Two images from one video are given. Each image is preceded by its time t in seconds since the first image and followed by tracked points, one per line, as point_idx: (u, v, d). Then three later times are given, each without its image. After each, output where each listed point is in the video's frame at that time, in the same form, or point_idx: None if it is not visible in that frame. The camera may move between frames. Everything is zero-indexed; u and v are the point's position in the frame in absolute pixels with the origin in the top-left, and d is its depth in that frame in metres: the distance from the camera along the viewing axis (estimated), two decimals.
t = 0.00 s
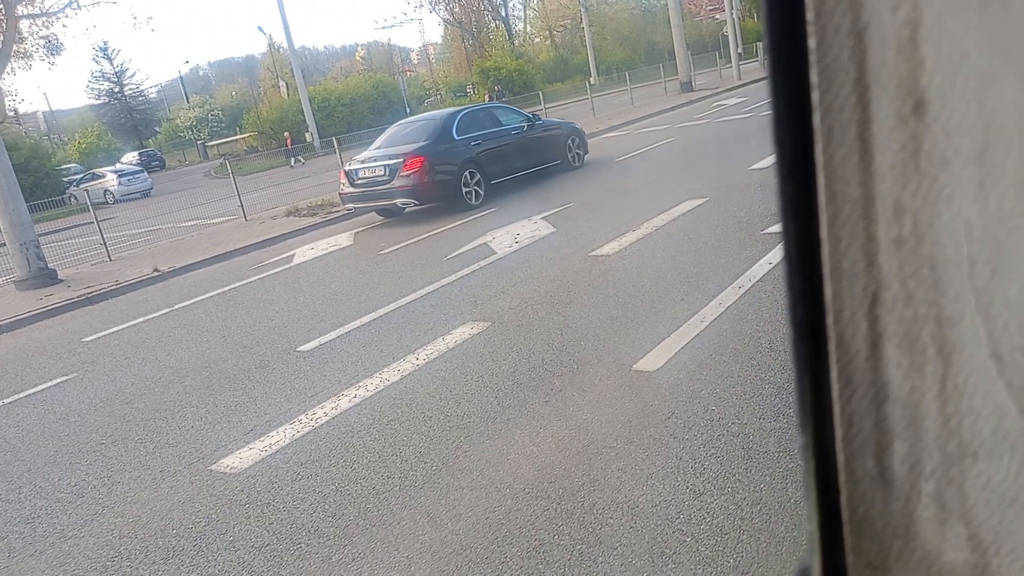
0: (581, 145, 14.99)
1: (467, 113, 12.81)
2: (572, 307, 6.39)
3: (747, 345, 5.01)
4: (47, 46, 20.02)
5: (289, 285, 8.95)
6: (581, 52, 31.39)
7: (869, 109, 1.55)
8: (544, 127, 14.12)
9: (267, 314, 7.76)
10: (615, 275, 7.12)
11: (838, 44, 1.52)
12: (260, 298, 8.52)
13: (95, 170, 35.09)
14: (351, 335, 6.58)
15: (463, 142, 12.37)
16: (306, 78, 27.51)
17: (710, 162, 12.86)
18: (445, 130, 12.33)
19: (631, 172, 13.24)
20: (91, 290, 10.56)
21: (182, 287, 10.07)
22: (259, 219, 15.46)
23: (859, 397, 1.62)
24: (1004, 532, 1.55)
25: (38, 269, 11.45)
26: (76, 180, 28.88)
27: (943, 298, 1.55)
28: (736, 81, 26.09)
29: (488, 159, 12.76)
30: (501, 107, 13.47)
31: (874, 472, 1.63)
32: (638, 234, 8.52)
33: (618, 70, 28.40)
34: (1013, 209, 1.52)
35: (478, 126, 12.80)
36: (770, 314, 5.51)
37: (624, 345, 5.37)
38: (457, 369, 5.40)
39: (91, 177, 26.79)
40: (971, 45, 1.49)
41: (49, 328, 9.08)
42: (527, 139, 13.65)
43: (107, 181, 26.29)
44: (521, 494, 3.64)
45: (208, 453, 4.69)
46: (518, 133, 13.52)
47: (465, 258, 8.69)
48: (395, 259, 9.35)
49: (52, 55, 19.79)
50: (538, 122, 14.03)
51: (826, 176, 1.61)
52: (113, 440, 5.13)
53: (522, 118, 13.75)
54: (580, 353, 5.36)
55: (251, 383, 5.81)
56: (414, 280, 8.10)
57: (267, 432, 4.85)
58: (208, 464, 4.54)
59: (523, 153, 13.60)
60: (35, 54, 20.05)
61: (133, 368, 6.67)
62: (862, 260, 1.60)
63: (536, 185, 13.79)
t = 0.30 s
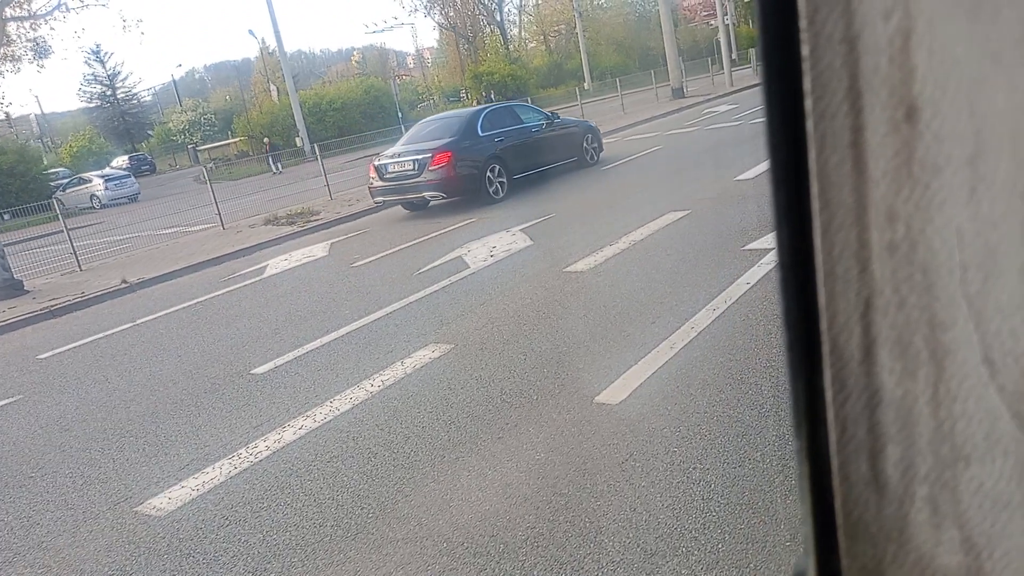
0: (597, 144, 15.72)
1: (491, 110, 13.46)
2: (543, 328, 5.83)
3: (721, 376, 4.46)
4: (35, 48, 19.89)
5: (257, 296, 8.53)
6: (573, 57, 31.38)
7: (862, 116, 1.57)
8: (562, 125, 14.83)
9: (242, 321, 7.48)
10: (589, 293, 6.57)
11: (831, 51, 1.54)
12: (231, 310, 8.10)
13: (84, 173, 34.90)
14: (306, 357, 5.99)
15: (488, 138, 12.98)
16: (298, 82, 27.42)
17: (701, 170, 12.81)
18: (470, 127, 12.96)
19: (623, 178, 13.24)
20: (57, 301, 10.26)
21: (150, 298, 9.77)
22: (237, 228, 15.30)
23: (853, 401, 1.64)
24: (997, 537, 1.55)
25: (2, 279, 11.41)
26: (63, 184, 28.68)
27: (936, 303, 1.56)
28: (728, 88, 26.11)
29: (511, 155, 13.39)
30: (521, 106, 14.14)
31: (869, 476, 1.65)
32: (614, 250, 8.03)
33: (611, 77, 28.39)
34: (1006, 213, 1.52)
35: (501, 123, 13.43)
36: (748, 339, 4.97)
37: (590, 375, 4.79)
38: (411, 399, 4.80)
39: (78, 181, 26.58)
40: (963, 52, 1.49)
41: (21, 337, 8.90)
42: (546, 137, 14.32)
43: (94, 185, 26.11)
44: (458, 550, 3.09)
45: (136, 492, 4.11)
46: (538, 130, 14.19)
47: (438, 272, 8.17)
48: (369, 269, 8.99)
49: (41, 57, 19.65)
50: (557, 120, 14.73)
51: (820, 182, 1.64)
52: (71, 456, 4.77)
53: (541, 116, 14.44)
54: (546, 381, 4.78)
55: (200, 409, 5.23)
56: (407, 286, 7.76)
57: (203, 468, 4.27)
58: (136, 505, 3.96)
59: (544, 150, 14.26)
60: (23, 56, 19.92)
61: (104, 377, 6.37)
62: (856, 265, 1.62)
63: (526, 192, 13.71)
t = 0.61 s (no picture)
0: (614, 138, 16.50)
1: (512, 105, 14.21)
2: (513, 347, 5.63)
3: (692, 404, 4.25)
4: (30, 47, 19.82)
5: (231, 306, 8.45)
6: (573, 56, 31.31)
7: (870, 115, 1.55)
8: (580, 119, 15.60)
9: (211, 331, 7.46)
10: (565, 308, 6.38)
11: (838, 51, 1.53)
12: (201, 320, 8.02)
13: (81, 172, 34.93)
14: (269, 374, 5.83)
15: (509, 133, 13.77)
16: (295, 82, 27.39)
17: (698, 172, 12.76)
18: (492, 121, 13.75)
19: (620, 181, 13.23)
20: (34, 307, 10.23)
21: (128, 305, 9.72)
22: (223, 231, 15.26)
23: (859, 402, 1.63)
24: (1004, 538, 1.55)
25: None
26: (58, 183, 28.67)
27: (943, 305, 1.56)
28: (728, 87, 26.08)
29: (531, 149, 14.18)
30: (542, 100, 14.90)
31: (874, 477, 1.64)
32: (597, 259, 7.85)
33: (610, 76, 28.31)
34: (1013, 215, 1.52)
35: (521, 118, 14.22)
36: (724, 363, 4.74)
37: (557, 399, 4.58)
38: (370, 424, 4.59)
39: (73, 180, 26.59)
40: (969, 55, 1.50)
41: (4, 342, 8.88)
42: (565, 130, 15.09)
43: (89, 185, 26.11)
44: None
45: (69, 527, 3.90)
46: (557, 124, 14.95)
47: (416, 281, 8.06)
48: (350, 276, 8.92)
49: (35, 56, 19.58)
50: (575, 114, 15.48)
51: (826, 182, 1.63)
52: (18, 477, 4.67)
53: (560, 111, 15.20)
54: (509, 407, 4.56)
55: (152, 432, 5.05)
56: (383, 297, 7.63)
57: (142, 501, 4.06)
58: (66, 542, 3.75)
59: (563, 144, 15.04)
60: (18, 55, 19.85)
61: (81, 386, 6.35)
62: (862, 266, 1.61)
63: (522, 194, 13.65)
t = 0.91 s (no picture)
0: (620, 132, 17.02)
1: (524, 100, 14.64)
2: (483, 361, 5.12)
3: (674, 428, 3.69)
4: (23, 49, 19.79)
5: (206, 315, 8.38)
6: (570, 54, 31.28)
7: (865, 108, 1.55)
8: (588, 113, 16.09)
9: (184, 343, 7.25)
10: (544, 319, 5.92)
11: (834, 43, 1.53)
12: (173, 330, 7.91)
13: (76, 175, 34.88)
14: (235, 392, 5.35)
15: (523, 126, 14.18)
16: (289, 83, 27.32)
17: (692, 172, 12.68)
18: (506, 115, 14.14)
19: (615, 180, 13.20)
20: (10, 317, 10.16)
21: (104, 314, 9.67)
22: (208, 235, 15.11)
23: (855, 394, 1.63)
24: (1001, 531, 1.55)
25: None
26: (51, 186, 28.61)
27: (938, 298, 1.56)
28: (724, 85, 26.04)
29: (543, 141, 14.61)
30: (551, 95, 15.36)
31: (871, 470, 1.64)
32: (580, 266, 7.53)
33: (606, 73, 28.24)
34: (1008, 208, 1.53)
35: (533, 112, 14.64)
36: (704, 381, 4.20)
37: (528, 418, 4.06)
38: (329, 448, 4.06)
39: (65, 183, 26.52)
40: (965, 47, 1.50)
41: None
42: (574, 124, 15.54)
43: (81, 188, 26.04)
44: None
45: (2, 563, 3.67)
46: (567, 117, 15.39)
47: (394, 289, 7.87)
48: (329, 283, 8.85)
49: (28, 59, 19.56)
50: (583, 108, 15.96)
51: (823, 174, 1.63)
52: None
53: (569, 105, 15.66)
54: (476, 428, 4.05)
55: (101, 458, 4.55)
56: (361, 305, 7.40)
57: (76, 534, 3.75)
58: None
59: (573, 137, 15.51)
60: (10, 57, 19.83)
61: (49, 398, 6.21)
62: (858, 258, 1.61)
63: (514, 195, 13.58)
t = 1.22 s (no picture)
0: (630, 127, 17.24)
1: (533, 96, 14.96)
2: (464, 375, 5.34)
3: (643, 452, 3.91)
4: (20, 49, 19.80)
5: (186, 322, 8.37)
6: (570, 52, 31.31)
7: (865, 102, 1.55)
8: (597, 108, 16.35)
9: (158, 353, 7.32)
10: (525, 329, 6.09)
11: (834, 36, 1.53)
12: (152, 338, 7.94)
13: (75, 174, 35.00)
14: (203, 406, 5.63)
15: (532, 122, 14.50)
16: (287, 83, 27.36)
17: (689, 171, 12.66)
18: (515, 111, 14.49)
19: (613, 180, 13.19)
20: None
21: (85, 320, 9.68)
22: (196, 238, 15.10)
23: (856, 389, 1.63)
24: (1001, 527, 1.55)
25: None
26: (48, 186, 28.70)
27: (939, 291, 1.56)
28: (725, 82, 25.99)
29: (553, 137, 14.90)
30: (560, 91, 15.65)
31: (872, 464, 1.64)
32: (567, 272, 7.59)
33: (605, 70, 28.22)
34: (1008, 204, 1.53)
35: (542, 108, 14.95)
36: (683, 400, 4.42)
37: (500, 440, 4.29)
38: (293, 470, 4.32)
39: (62, 183, 26.61)
40: (965, 37, 1.50)
41: None
42: (582, 119, 15.82)
43: (79, 188, 26.11)
44: None
45: None
46: (575, 113, 15.68)
47: (376, 296, 7.93)
48: (314, 288, 8.86)
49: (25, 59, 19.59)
50: (592, 103, 16.22)
51: (823, 169, 1.62)
52: None
53: (577, 101, 15.94)
54: (445, 451, 4.27)
55: (63, 479, 4.80)
56: (343, 313, 7.49)
57: (32, 564, 3.82)
58: None
59: (582, 132, 15.78)
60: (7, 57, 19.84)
61: (21, 410, 6.37)
62: (859, 253, 1.60)
63: (511, 196, 13.58)
